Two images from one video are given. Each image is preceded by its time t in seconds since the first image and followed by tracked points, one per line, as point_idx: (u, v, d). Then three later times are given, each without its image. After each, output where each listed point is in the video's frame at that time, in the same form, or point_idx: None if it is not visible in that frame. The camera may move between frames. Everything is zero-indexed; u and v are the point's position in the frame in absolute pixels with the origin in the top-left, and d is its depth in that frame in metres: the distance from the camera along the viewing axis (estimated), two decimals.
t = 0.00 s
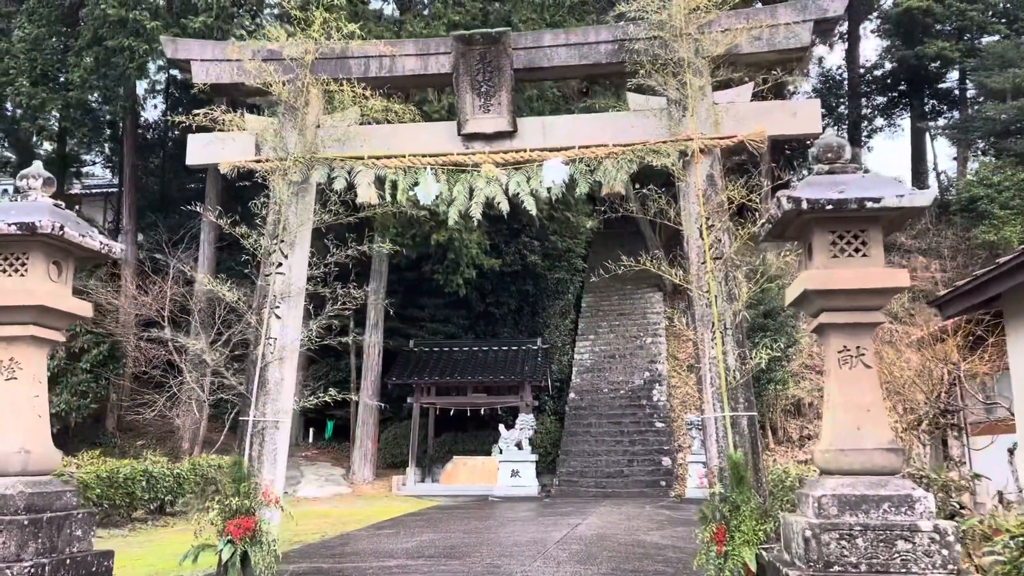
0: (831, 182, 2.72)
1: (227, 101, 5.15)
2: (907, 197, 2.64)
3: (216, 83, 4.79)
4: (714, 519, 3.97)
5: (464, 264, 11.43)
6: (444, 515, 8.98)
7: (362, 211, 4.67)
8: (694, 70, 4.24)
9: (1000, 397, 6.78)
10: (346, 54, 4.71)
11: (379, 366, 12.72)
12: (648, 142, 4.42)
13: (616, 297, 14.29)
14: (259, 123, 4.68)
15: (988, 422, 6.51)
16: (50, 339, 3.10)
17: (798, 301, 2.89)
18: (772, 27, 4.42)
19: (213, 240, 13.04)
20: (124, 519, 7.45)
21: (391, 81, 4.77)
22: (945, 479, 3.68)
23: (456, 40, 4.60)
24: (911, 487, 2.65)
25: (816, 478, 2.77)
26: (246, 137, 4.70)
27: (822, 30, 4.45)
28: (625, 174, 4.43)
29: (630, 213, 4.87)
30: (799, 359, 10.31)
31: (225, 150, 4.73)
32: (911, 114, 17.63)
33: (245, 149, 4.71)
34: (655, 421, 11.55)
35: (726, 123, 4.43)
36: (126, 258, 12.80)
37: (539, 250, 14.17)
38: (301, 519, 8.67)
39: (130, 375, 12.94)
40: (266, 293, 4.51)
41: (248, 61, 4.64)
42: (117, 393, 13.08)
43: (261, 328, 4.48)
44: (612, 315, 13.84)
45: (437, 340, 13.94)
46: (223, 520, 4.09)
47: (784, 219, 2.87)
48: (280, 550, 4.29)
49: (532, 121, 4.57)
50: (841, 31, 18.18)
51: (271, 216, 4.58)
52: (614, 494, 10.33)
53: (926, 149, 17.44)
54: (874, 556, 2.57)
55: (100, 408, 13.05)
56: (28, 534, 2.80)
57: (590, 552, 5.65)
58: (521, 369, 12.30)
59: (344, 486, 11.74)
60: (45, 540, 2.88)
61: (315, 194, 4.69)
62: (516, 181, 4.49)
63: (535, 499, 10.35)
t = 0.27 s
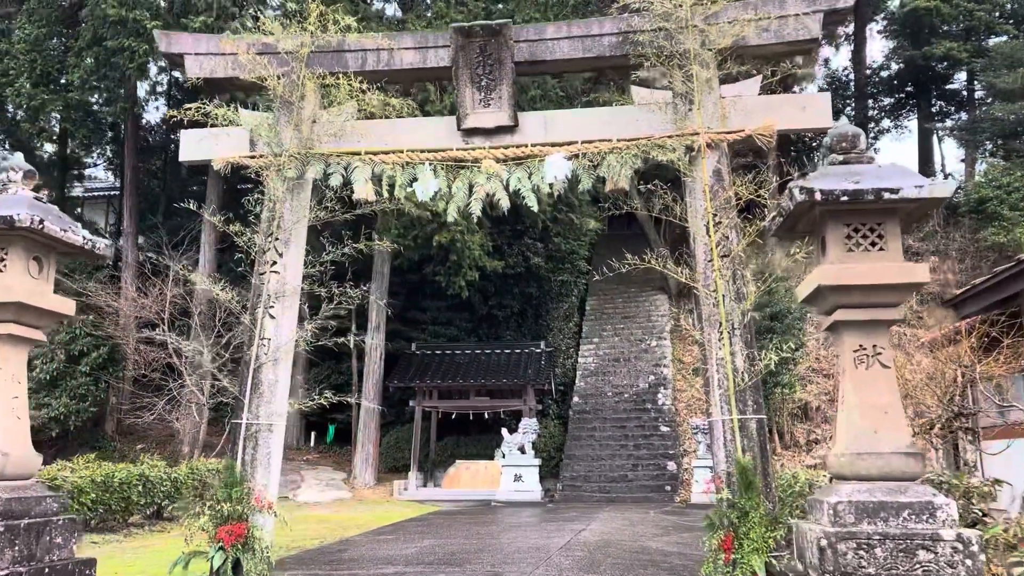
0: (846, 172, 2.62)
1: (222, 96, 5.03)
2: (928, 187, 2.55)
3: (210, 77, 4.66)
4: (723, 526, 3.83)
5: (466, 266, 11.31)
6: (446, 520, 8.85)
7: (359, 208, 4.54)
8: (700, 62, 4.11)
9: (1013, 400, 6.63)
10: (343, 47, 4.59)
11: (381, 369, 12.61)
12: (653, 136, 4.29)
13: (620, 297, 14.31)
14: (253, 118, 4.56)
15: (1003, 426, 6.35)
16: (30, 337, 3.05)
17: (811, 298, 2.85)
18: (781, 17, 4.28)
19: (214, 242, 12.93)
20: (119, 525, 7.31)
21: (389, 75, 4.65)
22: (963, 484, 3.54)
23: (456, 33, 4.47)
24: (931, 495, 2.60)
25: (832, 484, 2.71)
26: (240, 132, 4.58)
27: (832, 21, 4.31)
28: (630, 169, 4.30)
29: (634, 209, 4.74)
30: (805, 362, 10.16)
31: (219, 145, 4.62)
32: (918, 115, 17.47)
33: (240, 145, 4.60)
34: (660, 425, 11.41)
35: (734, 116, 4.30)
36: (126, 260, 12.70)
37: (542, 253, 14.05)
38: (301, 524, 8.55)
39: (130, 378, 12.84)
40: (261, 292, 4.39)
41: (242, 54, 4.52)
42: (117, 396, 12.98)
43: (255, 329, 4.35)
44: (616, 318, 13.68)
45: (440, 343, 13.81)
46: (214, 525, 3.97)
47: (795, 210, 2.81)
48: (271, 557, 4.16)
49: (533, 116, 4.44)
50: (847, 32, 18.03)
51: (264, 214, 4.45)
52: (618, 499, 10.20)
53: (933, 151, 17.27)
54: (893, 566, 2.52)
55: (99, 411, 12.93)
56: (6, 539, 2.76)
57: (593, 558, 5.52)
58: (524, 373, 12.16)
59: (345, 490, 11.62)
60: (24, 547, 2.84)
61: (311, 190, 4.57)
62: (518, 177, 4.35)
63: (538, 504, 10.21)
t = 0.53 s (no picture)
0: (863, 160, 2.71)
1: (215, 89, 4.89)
2: (949, 175, 2.62)
3: (202, 70, 4.53)
4: (731, 532, 3.69)
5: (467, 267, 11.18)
6: (446, 524, 8.72)
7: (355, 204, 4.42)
8: (707, 51, 3.98)
9: None
10: (339, 39, 4.47)
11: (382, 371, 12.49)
12: (658, 129, 4.16)
13: (624, 299, 14.35)
14: (246, 112, 4.43)
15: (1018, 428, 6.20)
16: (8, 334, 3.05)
17: (827, 293, 2.95)
18: (790, 6, 4.16)
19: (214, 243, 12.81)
20: (113, 529, 7.18)
21: (386, 67, 4.52)
22: (984, 489, 3.42)
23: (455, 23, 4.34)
24: (955, 501, 2.67)
25: (854, 490, 2.79)
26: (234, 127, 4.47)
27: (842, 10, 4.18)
28: (634, 163, 4.17)
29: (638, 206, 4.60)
30: (811, 364, 10.02)
31: (213, 140, 4.51)
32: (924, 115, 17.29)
33: (234, 140, 4.48)
34: (664, 427, 11.28)
35: (742, 109, 4.19)
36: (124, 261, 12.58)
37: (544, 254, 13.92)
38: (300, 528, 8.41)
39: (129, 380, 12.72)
40: (254, 291, 4.27)
41: (235, 46, 4.39)
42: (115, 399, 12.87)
43: (247, 328, 4.23)
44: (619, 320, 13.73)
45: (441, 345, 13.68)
46: (205, 531, 3.83)
47: (812, 203, 2.89)
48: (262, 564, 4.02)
49: (535, 109, 4.32)
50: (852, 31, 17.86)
51: (258, 210, 4.33)
52: (621, 503, 10.05)
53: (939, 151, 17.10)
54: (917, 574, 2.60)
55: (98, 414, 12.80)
56: None
57: (597, 564, 5.39)
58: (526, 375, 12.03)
59: (346, 493, 11.49)
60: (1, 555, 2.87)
61: (306, 186, 4.45)
62: (518, 171, 4.22)
63: (540, 508, 10.07)
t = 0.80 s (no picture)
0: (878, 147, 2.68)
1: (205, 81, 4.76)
2: (969, 161, 2.59)
3: (192, 62, 4.40)
4: (736, 537, 3.59)
5: (467, 267, 11.06)
6: (445, 527, 8.58)
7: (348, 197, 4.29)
8: (710, 40, 3.85)
9: None
10: (332, 28, 4.34)
11: (381, 372, 12.37)
12: (661, 121, 4.03)
13: (626, 302, 14.48)
14: (237, 104, 4.30)
15: None
16: None
17: (838, 287, 2.92)
18: None
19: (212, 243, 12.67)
20: (105, 532, 7.07)
21: (380, 58, 4.40)
22: (1004, 495, 3.28)
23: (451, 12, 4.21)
24: (976, 506, 2.61)
25: (869, 492, 2.75)
26: (225, 119, 4.34)
27: None
28: (636, 156, 4.03)
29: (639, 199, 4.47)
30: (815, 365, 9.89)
31: (202, 133, 4.37)
32: (928, 114, 17.16)
33: (224, 133, 4.35)
34: (666, 429, 11.18)
35: (747, 99, 4.05)
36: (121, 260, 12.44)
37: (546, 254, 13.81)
38: (296, 531, 8.29)
39: (125, 381, 12.59)
40: (244, 288, 4.14)
41: (226, 35, 4.26)
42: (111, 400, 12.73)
43: (237, 326, 4.09)
44: (619, 323, 13.81)
45: (440, 346, 13.56)
46: (193, 534, 3.72)
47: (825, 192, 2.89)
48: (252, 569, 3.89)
49: (535, 99, 4.19)
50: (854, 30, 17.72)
51: (248, 204, 4.20)
52: (623, 505, 9.89)
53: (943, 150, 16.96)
54: None
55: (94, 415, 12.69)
56: None
57: (598, 568, 5.27)
58: (526, 376, 11.90)
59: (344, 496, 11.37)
60: None
61: (298, 179, 4.32)
62: (516, 165, 4.10)
63: (541, 511, 9.94)
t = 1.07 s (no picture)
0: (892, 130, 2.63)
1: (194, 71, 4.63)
2: (989, 144, 2.52)
3: (178, 51, 4.27)
4: (740, 540, 3.45)
5: (464, 265, 10.93)
6: (442, 529, 8.45)
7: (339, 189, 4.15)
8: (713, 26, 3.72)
9: None
10: (322, 16, 4.21)
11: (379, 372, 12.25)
12: (662, 110, 3.90)
13: (625, 302, 14.61)
14: (225, 94, 4.17)
15: None
16: None
17: (852, 275, 2.89)
18: None
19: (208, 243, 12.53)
20: (96, 533, 6.96)
21: (372, 46, 4.26)
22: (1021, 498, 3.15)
23: None
24: (999, 510, 2.56)
25: (885, 496, 2.71)
26: (213, 110, 4.21)
27: None
28: (637, 147, 3.90)
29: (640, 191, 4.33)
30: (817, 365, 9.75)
31: (189, 123, 4.24)
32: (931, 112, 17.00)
33: (211, 123, 4.22)
34: (666, 430, 11.08)
35: (751, 88, 3.90)
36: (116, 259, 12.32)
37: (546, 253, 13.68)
38: (290, 533, 8.16)
39: (120, 381, 12.46)
40: (231, 283, 3.99)
41: (212, 23, 4.12)
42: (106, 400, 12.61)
43: (224, 323, 3.96)
44: (619, 321, 13.94)
45: (439, 345, 13.42)
46: (175, 538, 3.57)
47: (837, 176, 2.84)
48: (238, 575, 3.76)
49: (532, 88, 4.06)
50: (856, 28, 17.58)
51: (235, 196, 4.07)
52: (623, 507, 9.73)
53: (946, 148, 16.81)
54: None
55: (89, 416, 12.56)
56: None
57: (598, 571, 5.15)
58: (525, 376, 11.76)
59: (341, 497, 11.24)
60: None
61: (288, 172, 4.19)
62: (512, 156, 3.97)
63: (539, 512, 9.80)
